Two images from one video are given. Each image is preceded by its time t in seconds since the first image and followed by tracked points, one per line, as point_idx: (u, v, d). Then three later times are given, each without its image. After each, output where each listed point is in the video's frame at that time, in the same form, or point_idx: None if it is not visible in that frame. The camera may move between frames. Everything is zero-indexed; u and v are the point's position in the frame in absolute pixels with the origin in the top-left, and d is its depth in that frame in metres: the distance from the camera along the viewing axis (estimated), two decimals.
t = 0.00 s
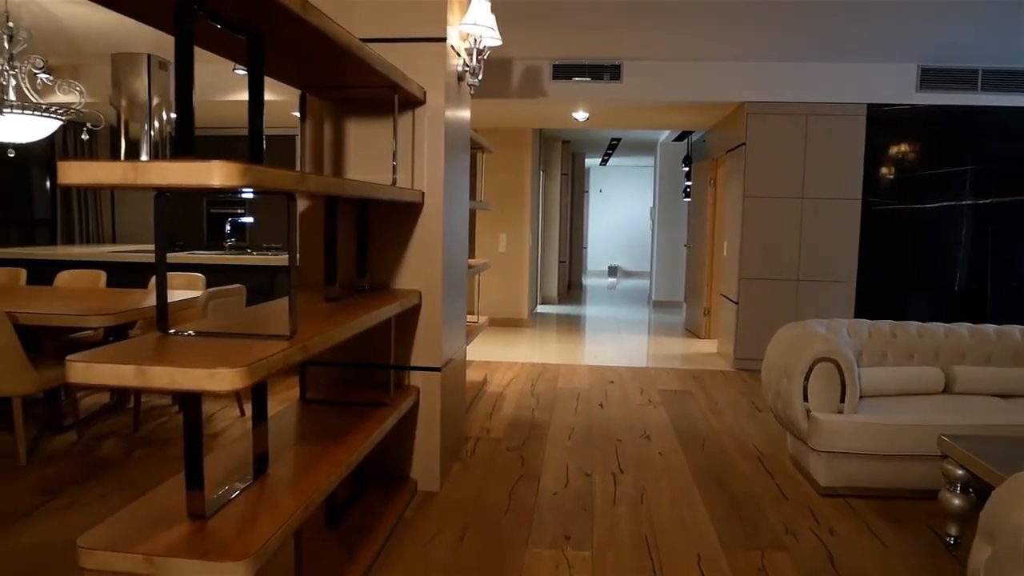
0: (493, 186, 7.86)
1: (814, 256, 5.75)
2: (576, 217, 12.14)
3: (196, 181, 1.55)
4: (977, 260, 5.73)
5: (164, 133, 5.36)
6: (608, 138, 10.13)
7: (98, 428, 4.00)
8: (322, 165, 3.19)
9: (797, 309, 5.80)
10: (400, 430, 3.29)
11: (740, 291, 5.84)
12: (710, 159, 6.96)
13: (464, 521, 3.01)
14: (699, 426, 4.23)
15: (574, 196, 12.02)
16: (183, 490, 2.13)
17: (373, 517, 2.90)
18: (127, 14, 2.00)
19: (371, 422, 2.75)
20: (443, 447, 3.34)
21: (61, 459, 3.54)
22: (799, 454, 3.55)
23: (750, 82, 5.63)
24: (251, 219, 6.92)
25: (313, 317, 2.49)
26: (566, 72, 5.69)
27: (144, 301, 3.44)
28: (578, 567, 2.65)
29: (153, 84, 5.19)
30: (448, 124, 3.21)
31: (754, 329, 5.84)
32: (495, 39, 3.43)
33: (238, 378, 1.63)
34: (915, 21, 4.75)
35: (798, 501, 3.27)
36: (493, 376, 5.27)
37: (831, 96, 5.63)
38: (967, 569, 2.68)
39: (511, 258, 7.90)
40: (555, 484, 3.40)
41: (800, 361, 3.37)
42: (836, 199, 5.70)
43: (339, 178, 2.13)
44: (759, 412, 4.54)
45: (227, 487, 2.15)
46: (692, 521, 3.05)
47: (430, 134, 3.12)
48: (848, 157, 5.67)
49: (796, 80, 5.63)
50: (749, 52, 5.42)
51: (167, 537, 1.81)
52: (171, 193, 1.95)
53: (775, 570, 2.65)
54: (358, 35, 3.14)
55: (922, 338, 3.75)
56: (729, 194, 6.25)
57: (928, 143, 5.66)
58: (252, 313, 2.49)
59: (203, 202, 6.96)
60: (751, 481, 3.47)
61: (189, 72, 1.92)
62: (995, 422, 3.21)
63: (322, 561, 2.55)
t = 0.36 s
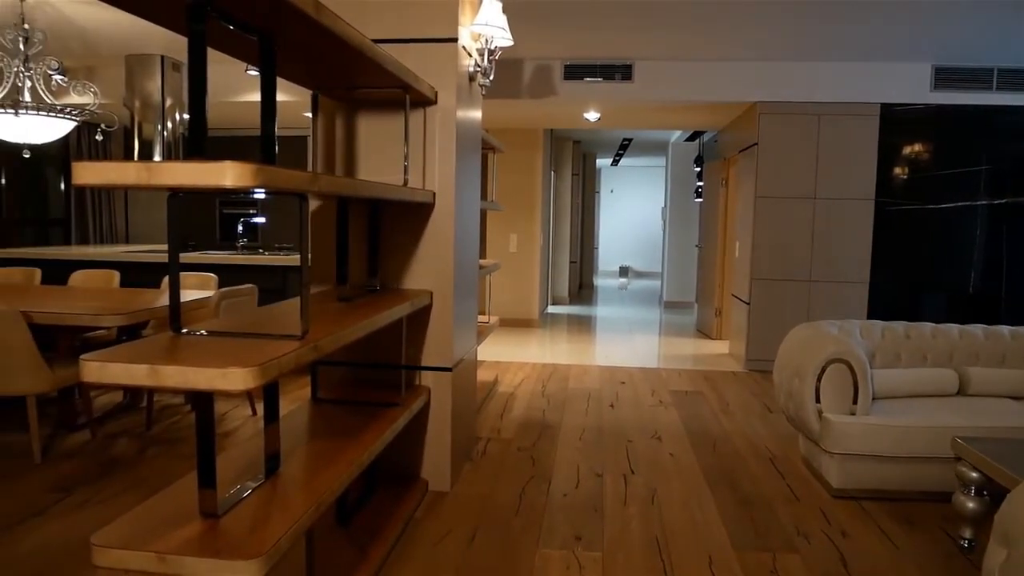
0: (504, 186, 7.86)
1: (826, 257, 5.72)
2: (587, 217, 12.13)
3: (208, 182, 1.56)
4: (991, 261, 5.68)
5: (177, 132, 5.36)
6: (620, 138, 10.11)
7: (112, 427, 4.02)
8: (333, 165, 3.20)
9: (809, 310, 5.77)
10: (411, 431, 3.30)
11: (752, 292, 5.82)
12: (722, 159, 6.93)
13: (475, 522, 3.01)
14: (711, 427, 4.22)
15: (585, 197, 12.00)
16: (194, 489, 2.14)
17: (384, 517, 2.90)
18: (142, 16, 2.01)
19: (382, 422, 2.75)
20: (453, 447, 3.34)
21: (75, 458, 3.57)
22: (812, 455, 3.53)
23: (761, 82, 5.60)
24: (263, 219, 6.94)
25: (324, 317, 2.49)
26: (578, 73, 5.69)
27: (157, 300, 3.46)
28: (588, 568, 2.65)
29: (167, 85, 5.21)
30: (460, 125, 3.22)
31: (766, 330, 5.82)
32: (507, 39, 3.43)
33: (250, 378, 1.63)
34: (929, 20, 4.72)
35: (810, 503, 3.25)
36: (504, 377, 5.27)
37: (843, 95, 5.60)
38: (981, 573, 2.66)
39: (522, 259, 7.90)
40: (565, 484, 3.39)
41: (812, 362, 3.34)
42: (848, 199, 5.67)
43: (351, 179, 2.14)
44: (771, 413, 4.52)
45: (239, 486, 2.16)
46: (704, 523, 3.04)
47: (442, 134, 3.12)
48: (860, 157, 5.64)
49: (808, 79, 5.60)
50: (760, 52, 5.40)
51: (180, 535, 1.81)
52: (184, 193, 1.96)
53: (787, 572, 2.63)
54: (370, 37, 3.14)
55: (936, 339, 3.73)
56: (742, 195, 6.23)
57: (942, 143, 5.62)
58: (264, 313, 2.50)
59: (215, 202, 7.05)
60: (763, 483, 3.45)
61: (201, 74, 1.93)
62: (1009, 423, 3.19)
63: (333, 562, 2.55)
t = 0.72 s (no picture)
0: (532, 186, 7.86)
1: (856, 258, 5.64)
2: (616, 218, 12.08)
3: (241, 182, 1.57)
4: None
5: (210, 134, 5.43)
6: (649, 138, 10.06)
7: (145, 424, 4.09)
8: (363, 166, 3.22)
9: (840, 312, 5.69)
10: (438, 430, 3.30)
11: (782, 293, 5.76)
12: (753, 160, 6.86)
13: (502, 522, 3.01)
14: (740, 429, 4.17)
15: (614, 198, 11.97)
16: (226, 486, 2.17)
17: (412, 516, 2.91)
18: (179, 20, 2.04)
19: (411, 421, 2.77)
20: (481, 447, 3.34)
21: (110, 453, 3.63)
22: (844, 459, 3.48)
23: (790, 82, 5.54)
24: (293, 219, 7.02)
25: (354, 317, 2.51)
26: (608, 73, 5.62)
27: (190, 299, 3.50)
28: (616, 570, 2.63)
29: (200, 87, 5.29)
30: (489, 126, 3.22)
31: (796, 332, 5.75)
32: (536, 40, 3.43)
33: (281, 377, 1.65)
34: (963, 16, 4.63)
35: (841, 508, 3.20)
36: (531, 377, 5.27)
37: (874, 95, 5.51)
38: None
39: (550, 259, 7.89)
40: (593, 486, 3.38)
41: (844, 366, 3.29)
42: (880, 200, 5.59)
43: (382, 180, 2.15)
44: (801, 416, 4.47)
45: (269, 484, 2.18)
46: (732, 526, 3.01)
47: (471, 135, 3.13)
48: (891, 157, 5.55)
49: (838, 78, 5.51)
50: (789, 51, 5.33)
51: (213, 531, 1.83)
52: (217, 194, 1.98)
53: None
54: (400, 39, 3.16)
55: (973, 342, 3.65)
56: (772, 195, 6.16)
57: (979, 142, 5.52)
58: (295, 313, 2.52)
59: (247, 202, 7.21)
60: (794, 487, 3.41)
61: (234, 77, 1.95)
62: None
63: (361, 561, 2.57)
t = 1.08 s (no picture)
0: (556, 187, 7.86)
1: (883, 260, 5.57)
2: (640, 219, 12.03)
3: (267, 182, 1.58)
4: None
5: (237, 136, 5.47)
6: (674, 138, 10.00)
7: (172, 422, 4.14)
8: (388, 167, 3.24)
9: (866, 315, 5.63)
10: (462, 430, 3.31)
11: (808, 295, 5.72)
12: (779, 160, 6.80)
13: (525, 523, 3.00)
14: (765, 432, 4.14)
15: (638, 199, 11.92)
16: (252, 484, 2.18)
17: (435, 516, 2.92)
18: (209, 23, 2.06)
19: (434, 421, 2.77)
20: (505, 448, 3.35)
21: (138, 451, 3.68)
22: (871, 463, 3.44)
23: (814, 80, 5.47)
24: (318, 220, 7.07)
25: (379, 317, 2.52)
26: (632, 74, 5.58)
27: (217, 298, 3.54)
28: (640, 572, 2.62)
29: (226, 88, 5.34)
30: (513, 126, 3.22)
31: (822, 335, 5.70)
32: (560, 40, 3.42)
33: (306, 376, 1.65)
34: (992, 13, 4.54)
35: (868, 512, 3.16)
36: (555, 378, 5.26)
37: (901, 93, 5.43)
38: None
39: (573, 260, 7.87)
40: (616, 488, 3.36)
41: (872, 369, 3.24)
42: (907, 200, 5.51)
43: (407, 180, 2.15)
44: (828, 419, 4.41)
45: (294, 482, 2.19)
46: (756, 529, 2.98)
47: (495, 135, 3.13)
48: (919, 157, 5.47)
49: (864, 78, 5.44)
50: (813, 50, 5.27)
51: (239, 528, 1.85)
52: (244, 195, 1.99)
53: None
54: (425, 40, 3.17)
55: (1005, 345, 3.57)
56: (798, 196, 6.11)
57: (1012, 141, 5.42)
58: (320, 312, 2.54)
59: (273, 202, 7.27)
60: (819, 491, 3.37)
61: (259, 79, 1.96)
62: None
63: (385, 560, 2.58)
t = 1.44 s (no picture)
0: (580, 188, 7.85)
1: (911, 261, 5.50)
2: (666, 220, 11.98)
3: (294, 183, 1.60)
4: None
5: (264, 137, 5.53)
6: (700, 139, 9.94)
7: (200, 420, 4.19)
8: (414, 168, 3.25)
9: (894, 317, 5.55)
10: (486, 431, 3.31)
11: (836, 297, 5.66)
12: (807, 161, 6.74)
13: (548, 524, 3.00)
14: (792, 435, 4.10)
15: (663, 201, 11.87)
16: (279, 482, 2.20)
17: (459, 516, 2.93)
18: (240, 26, 2.09)
19: (459, 422, 2.78)
20: (529, 449, 3.35)
21: (167, 448, 3.73)
22: (901, 468, 3.39)
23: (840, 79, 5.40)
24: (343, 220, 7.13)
25: (404, 317, 2.53)
26: (657, 73, 5.55)
27: (244, 298, 3.57)
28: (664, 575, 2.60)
29: (253, 90, 5.40)
30: (538, 127, 3.22)
31: (850, 337, 5.64)
32: (586, 40, 3.41)
33: (331, 376, 1.66)
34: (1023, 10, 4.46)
35: (896, 517, 3.12)
36: (579, 379, 5.25)
37: (929, 92, 5.34)
38: None
39: (598, 261, 7.85)
40: (640, 490, 3.34)
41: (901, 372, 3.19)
42: (936, 201, 5.43)
43: (432, 181, 2.16)
44: (856, 422, 4.36)
45: (319, 481, 2.21)
46: (783, 533, 2.95)
47: (520, 136, 3.13)
48: (948, 156, 5.39)
49: (892, 77, 5.36)
50: (839, 48, 5.21)
51: (267, 526, 1.87)
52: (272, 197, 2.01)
53: None
54: (451, 40, 3.18)
55: None
56: (826, 197, 6.04)
57: None
58: (345, 313, 2.55)
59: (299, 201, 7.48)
60: (846, 495, 3.33)
61: (287, 80, 1.98)
62: None
63: (409, 559, 2.59)
